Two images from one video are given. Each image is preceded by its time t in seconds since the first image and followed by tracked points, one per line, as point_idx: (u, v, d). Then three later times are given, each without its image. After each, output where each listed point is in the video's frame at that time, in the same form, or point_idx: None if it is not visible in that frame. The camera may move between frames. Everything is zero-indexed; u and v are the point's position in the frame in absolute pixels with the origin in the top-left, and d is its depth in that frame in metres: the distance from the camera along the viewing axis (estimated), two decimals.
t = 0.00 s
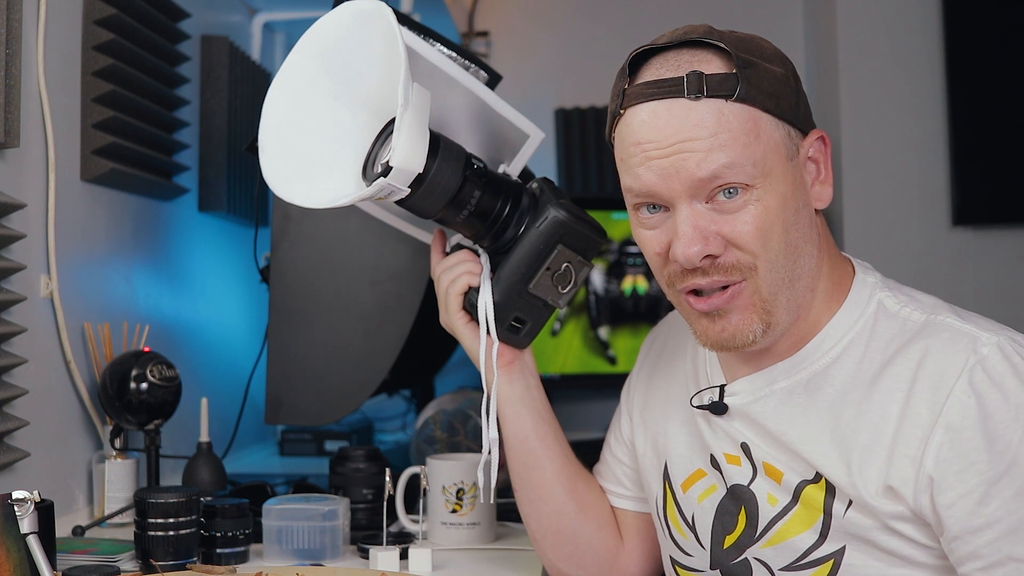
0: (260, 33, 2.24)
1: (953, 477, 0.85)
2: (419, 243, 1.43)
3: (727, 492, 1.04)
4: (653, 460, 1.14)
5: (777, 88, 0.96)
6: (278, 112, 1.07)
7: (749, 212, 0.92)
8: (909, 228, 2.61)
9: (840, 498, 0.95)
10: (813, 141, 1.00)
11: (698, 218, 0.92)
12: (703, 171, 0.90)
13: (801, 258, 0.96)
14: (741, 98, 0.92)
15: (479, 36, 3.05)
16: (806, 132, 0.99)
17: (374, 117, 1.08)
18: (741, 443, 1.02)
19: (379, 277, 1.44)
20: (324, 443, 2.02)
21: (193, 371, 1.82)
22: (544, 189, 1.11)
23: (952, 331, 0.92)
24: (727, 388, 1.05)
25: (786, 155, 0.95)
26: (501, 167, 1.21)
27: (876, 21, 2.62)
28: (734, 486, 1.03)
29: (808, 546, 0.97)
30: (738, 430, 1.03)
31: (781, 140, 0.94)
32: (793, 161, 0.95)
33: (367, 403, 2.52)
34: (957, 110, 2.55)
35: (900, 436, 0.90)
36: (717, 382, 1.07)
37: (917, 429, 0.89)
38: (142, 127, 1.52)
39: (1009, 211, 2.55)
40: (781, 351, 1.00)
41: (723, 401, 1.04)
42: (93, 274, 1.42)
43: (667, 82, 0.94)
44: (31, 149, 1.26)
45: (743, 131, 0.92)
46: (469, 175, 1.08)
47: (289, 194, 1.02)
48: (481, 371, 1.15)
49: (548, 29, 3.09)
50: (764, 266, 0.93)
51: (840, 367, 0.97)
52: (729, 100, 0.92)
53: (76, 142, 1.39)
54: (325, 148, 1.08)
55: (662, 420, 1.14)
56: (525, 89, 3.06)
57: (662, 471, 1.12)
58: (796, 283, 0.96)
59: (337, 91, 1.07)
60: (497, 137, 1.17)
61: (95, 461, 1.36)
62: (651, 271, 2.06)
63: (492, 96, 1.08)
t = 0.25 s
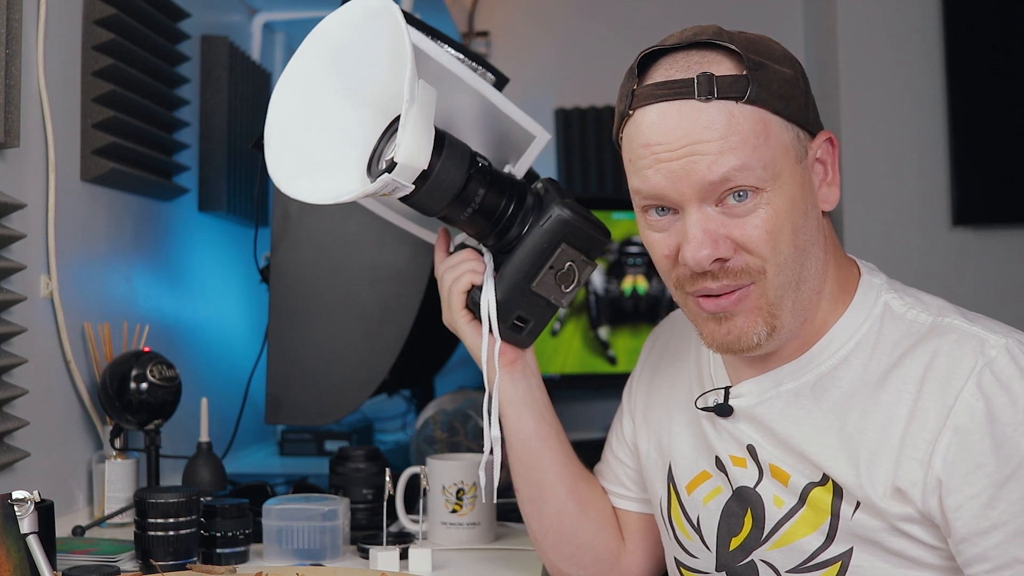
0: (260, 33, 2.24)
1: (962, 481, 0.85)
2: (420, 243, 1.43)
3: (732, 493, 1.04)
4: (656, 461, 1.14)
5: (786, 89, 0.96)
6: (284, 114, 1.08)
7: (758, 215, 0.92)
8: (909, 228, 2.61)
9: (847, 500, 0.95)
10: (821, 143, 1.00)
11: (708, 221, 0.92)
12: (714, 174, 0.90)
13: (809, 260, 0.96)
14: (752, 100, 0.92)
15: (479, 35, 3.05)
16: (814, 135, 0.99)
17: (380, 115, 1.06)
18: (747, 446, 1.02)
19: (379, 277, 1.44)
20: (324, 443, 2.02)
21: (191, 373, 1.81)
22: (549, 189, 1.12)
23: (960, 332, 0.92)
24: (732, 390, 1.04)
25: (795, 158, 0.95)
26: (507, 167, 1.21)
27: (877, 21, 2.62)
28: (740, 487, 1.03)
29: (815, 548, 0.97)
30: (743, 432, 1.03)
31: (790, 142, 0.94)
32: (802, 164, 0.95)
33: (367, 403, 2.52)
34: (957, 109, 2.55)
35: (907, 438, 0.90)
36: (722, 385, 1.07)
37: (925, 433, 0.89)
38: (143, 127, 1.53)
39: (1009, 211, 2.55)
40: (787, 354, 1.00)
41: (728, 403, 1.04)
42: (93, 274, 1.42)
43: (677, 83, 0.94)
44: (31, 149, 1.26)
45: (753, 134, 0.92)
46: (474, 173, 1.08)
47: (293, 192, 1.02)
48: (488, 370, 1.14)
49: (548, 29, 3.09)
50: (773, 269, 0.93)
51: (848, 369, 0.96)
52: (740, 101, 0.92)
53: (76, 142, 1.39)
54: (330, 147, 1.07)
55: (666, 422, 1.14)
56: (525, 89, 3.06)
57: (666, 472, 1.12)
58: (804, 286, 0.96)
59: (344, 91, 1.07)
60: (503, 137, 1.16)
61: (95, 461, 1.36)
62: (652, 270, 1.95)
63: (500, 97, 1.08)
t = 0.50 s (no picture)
0: (260, 33, 2.24)
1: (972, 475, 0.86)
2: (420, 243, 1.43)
3: (736, 485, 1.03)
4: (663, 457, 1.14)
5: (803, 86, 0.96)
6: (286, 111, 1.08)
7: (772, 207, 0.92)
8: (909, 228, 2.61)
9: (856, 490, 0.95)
10: (836, 140, 1.00)
11: (721, 212, 0.92)
12: (728, 165, 0.91)
13: (822, 256, 0.96)
14: (767, 94, 0.92)
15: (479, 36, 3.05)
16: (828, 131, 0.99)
17: (381, 115, 1.06)
18: (754, 436, 1.02)
19: (379, 278, 1.44)
20: (325, 443, 2.02)
21: (191, 373, 1.81)
22: (551, 187, 1.11)
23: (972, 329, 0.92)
24: (739, 381, 1.04)
25: (811, 154, 0.95)
26: (508, 166, 1.21)
27: (877, 21, 2.62)
28: (747, 479, 1.02)
29: (822, 540, 0.96)
30: (753, 423, 1.02)
31: (806, 137, 0.95)
32: (818, 160, 0.95)
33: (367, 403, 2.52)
34: (957, 109, 2.55)
35: (918, 431, 0.91)
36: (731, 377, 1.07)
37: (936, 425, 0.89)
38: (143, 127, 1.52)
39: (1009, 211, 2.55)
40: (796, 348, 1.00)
41: (736, 393, 1.03)
42: (93, 273, 1.42)
43: (695, 75, 0.94)
44: (31, 149, 1.26)
45: (768, 128, 0.92)
46: (475, 172, 1.08)
47: (294, 191, 1.02)
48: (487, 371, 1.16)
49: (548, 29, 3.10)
50: (787, 262, 0.93)
51: (860, 362, 0.97)
52: (756, 96, 0.92)
53: (76, 142, 1.39)
54: (332, 145, 1.07)
55: (671, 416, 1.14)
56: (525, 89, 3.06)
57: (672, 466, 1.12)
58: (818, 281, 0.96)
59: (346, 88, 1.06)
60: (506, 134, 1.16)
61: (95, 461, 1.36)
62: (652, 270, 1.95)
63: (501, 95, 1.08)
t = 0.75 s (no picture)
0: (260, 34, 2.24)
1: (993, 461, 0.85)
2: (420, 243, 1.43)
3: (741, 478, 1.02)
4: (666, 454, 1.13)
5: (810, 77, 0.96)
6: (293, 102, 1.06)
7: (780, 199, 0.92)
8: (909, 228, 2.61)
9: (869, 476, 0.95)
10: (842, 134, 1.00)
11: (729, 202, 0.93)
12: (737, 156, 0.91)
13: (830, 249, 0.96)
14: (775, 86, 0.93)
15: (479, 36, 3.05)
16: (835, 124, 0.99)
17: (392, 110, 1.07)
18: (761, 427, 1.02)
19: (379, 278, 1.44)
20: (324, 443, 2.02)
21: (192, 374, 1.81)
22: (559, 188, 1.11)
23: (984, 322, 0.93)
24: (747, 375, 1.04)
25: (818, 146, 0.95)
26: (516, 164, 1.20)
27: (877, 22, 2.62)
28: (753, 471, 1.01)
29: (830, 530, 0.96)
30: (758, 414, 1.02)
31: (814, 131, 0.95)
32: (824, 151, 0.96)
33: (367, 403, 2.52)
34: (957, 109, 2.55)
35: (936, 418, 0.90)
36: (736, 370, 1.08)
37: (952, 412, 0.89)
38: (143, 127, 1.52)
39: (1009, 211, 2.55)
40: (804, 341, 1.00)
41: (743, 387, 1.04)
42: (93, 273, 1.42)
43: (703, 66, 0.95)
44: (31, 149, 1.26)
45: (776, 120, 0.92)
46: (486, 170, 1.08)
47: (304, 184, 1.01)
48: (493, 370, 1.15)
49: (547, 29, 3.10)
50: (795, 255, 0.93)
51: (871, 353, 0.97)
52: (763, 87, 0.93)
53: (76, 142, 1.39)
54: (340, 139, 1.06)
55: (677, 411, 1.13)
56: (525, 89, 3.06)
57: (676, 461, 1.11)
58: (825, 273, 0.96)
59: (356, 83, 1.06)
60: (512, 134, 1.16)
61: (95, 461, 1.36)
62: (653, 269, 1.93)
63: (510, 94, 1.08)
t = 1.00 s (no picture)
0: (260, 34, 2.24)
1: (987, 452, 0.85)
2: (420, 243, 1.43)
3: (741, 474, 1.02)
4: (666, 452, 1.13)
5: (810, 72, 0.97)
6: (297, 101, 1.07)
7: (780, 191, 0.92)
8: (909, 227, 2.61)
9: (866, 470, 0.95)
10: (841, 131, 1.00)
11: (731, 194, 0.93)
12: (738, 147, 0.92)
13: (829, 243, 0.96)
14: (775, 80, 0.94)
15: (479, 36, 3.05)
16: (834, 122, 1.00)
17: (394, 109, 1.06)
18: (759, 424, 1.02)
19: (380, 278, 1.44)
20: (324, 443, 2.02)
21: (192, 373, 1.82)
22: (561, 188, 1.11)
23: (983, 316, 0.93)
24: (746, 372, 1.05)
25: (817, 141, 0.95)
26: (518, 164, 1.20)
27: (877, 22, 2.62)
28: (752, 467, 1.01)
29: (828, 525, 0.96)
30: (756, 409, 1.02)
31: (813, 125, 0.95)
32: (823, 147, 0.96)
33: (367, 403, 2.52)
34: (957, 109, 2.55)
35: (934, 412, 0.90)
36: (735, 367, 1.08)
37: (950, 406, 0.89)
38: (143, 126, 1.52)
39: (1009, 211, 2.55)
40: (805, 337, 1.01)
41: (742, 383, 1.04)
42: (93, 273, 1.42)
43: (704, 61, 0.96)
44: (31, 149, 1.26)
45: (776, 113, 0.93)
46: (487, 170, 1.08)
47: (307, 183, 1.01)
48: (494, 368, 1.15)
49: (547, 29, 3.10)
50: (794, 247, 0.93)
51: (870, 347, 0.97)
52: (764, 81, 0.94)
53: (76, 142, 1.39)
54: (343, 138, 1.06)
55: (677, 409, 1.13)
56: (525, 89, 3.07)
57: (676, 459, 1.11)
58: (824, 266, 0.96)
59: (358, 81, 1.06)
60: (517, 134, 1.16)
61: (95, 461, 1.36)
62: (653, 269, 1.92)
63: (515, 95, 1.08)
